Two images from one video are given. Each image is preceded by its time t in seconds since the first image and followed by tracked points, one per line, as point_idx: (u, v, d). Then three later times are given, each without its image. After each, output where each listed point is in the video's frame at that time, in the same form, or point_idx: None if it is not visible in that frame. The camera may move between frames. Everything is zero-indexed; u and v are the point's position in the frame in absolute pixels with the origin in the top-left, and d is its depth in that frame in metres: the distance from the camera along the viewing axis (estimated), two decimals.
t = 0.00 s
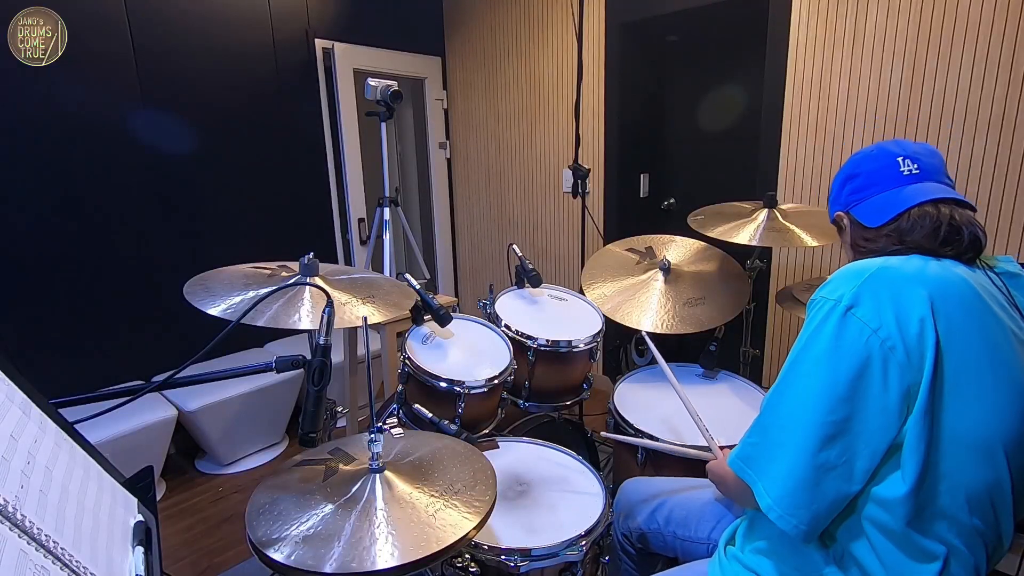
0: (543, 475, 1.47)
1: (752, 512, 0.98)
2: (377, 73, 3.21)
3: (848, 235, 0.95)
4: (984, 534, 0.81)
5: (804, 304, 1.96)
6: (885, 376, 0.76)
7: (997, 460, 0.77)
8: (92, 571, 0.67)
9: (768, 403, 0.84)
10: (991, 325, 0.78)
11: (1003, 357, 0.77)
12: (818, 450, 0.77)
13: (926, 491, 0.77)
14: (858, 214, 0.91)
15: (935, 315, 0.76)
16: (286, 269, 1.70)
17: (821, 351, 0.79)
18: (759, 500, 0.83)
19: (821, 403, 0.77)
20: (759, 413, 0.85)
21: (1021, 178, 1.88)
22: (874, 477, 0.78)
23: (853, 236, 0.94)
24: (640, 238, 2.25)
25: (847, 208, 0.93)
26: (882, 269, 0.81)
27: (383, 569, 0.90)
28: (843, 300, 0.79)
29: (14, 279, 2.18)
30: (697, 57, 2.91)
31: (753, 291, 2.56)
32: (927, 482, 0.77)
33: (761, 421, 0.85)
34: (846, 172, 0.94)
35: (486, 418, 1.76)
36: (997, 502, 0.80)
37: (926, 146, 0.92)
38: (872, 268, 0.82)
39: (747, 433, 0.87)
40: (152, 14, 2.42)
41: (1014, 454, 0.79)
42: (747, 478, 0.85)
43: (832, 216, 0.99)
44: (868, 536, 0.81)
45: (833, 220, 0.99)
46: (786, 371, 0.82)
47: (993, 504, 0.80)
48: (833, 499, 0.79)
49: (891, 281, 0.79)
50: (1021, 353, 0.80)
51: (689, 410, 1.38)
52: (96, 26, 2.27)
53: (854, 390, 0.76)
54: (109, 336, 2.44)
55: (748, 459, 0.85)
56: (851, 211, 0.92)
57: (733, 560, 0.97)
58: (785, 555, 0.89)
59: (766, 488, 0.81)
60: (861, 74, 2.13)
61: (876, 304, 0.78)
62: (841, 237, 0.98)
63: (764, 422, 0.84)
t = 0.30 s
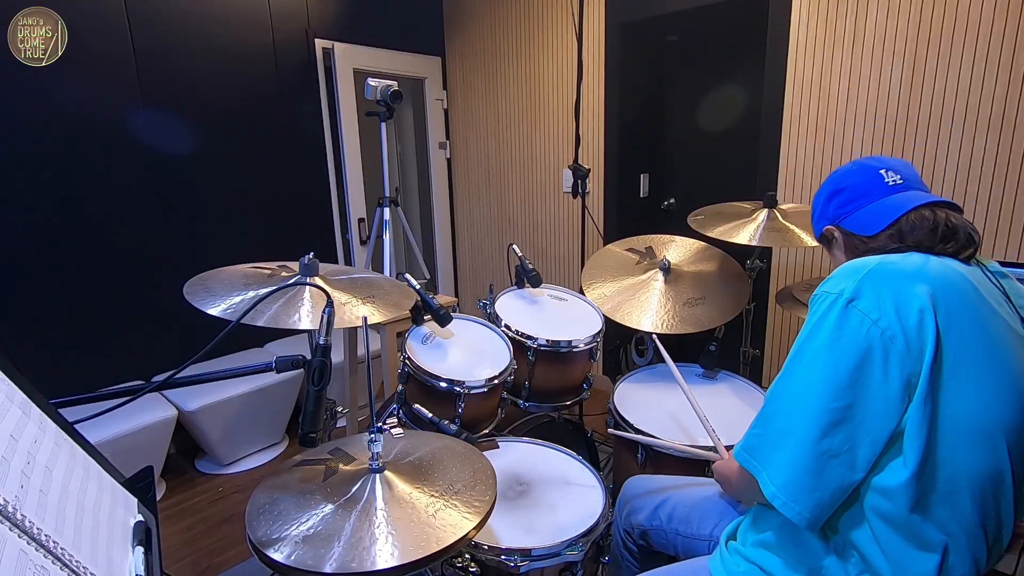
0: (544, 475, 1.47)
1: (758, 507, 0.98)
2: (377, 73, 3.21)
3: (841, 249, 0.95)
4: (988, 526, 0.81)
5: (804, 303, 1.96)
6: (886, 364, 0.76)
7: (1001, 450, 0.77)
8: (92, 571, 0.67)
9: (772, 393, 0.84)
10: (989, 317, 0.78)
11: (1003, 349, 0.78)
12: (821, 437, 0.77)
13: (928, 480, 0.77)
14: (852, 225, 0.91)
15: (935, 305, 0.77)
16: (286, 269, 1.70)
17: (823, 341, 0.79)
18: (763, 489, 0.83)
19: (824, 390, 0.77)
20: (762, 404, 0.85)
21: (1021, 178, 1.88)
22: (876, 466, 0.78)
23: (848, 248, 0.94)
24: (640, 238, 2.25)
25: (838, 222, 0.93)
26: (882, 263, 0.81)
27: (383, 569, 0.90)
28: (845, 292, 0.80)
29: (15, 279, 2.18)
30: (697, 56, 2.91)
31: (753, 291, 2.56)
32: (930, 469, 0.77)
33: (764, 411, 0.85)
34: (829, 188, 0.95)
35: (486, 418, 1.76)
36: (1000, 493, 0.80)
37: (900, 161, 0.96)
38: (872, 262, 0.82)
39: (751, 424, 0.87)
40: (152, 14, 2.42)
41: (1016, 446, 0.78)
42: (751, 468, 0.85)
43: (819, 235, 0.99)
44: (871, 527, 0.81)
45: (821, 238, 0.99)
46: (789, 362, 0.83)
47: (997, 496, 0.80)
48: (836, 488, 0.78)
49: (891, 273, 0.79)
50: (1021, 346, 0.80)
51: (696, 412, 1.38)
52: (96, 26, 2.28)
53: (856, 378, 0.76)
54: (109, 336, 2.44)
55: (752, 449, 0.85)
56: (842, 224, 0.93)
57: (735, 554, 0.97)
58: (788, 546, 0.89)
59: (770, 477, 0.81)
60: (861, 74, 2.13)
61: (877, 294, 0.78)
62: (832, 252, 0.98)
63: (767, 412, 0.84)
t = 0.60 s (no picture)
0: (544, 475, 1.47)
1: (759, 503, 0.98)
2: (377, 73, 3.21)
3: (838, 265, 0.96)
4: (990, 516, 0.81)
5: (804, 303, 1.96)
6: (893, 349, 0.76)
7: (1007, 438, 0.77)
8: (92, 571, 0.67)
9: (779, 381, 0.84)
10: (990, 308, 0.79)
11: (1005, 340, 0.78)
12: (829, 420, 0.77)
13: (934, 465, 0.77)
14: (848, 240, 0.92)
15: (940, 294, 0.77)
16: (286, 269, 1.70)
17: (830, 328, 0.79)
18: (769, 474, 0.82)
19: (832, 373, 0.77)
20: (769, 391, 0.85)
21: (1021, 178, 1.88)
22: (882, 450, 0.78)
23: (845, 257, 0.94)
24: (640, 238, 2.25)
25: (831, 241, 0.94)
26: (886, 259, 0.82)
27: (383, 569, 0.90)
28: (853, 281, 0.80)
29: (15, 279, 2.18)
30: (697, 57, 2.91)
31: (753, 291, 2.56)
32: (936, 455, 0.77)
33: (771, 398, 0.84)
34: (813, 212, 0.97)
35: (485, 418, 1.76)
36: (1002, 483, 0.80)
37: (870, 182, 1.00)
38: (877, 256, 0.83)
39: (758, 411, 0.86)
40: (152, 14, 2.42)
41: (1017, 436, 0.79)
42: (756, 454, 0.84)
43: (809, 258, 1.00)
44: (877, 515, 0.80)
45: (813, 261, 0.99)
46: (797, 349, 0.83)
47: (999, 485, 0.79)
48: (842, 471, 0.78)
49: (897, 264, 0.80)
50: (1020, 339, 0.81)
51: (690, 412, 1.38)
52: (96, 26, 2.27)
53: (864, 362, 0.76)
54: (109, 336, 2.44)
55: (758, 436, 0.84)
56: (836, 242, 0.94)
57: (738, 547, 0.98)
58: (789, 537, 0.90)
59: (776, 460, 0.81)
60: (861, 74, 2.13)
61: (884, 282, 0.79)
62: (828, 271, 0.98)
63: (773, 398, 0.83)
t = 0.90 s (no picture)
0: (543, 475, 1.47)
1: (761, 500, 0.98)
2: (377, 73, 3.21)
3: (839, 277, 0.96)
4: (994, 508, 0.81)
5: (804, 303, 1.96)
6: (903, 338, 0.76)
7: (1013, 430, 0.77)
8: (92, 571, 0.67)
9: (790, 372, 0.84)
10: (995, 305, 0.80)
11: (1009, 335, 0.79)
12: (842, 407, 0.77)
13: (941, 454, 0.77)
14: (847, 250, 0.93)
15: (949, 288, 0.78)
16: (286, 269, 1.70)
17: (842, 319, 0.79)
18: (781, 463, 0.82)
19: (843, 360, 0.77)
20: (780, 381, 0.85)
21: (1021, 178, 1.88)
22: (890, 437, 0.78)
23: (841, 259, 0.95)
24: (640, 238, 2.25)
25: (829, 254, 0.95)
26: (894, 258, 0.82)
27: (383, 569, 0.90)
28: (863, 273, 0.81)
29: (15, 279, 2.18)
30: (697, 57, 2.91)
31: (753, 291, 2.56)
32: (944, 443, 0.77)
33: (782, 388, 0.84)
34: (806, 228, 0.98)
35: (486, 418, 1.76)
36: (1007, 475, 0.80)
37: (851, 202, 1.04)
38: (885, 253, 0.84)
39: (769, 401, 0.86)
40: (152, 14, 2.42)
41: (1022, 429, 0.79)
42: (767, 443, 0.84)
43: (805, 274, 1.00)
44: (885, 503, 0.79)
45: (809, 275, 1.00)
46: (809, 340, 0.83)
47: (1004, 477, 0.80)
48: (850, 457, 0.78)
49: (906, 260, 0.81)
50: None
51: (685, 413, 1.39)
52: (96, 26, 2.27)
53: (876, 351, 0.76)
54: (109, 335, 2.44)
55: (770, 425, 0.84)
56: (834, 254, 0.94)
57: (740, 540, 0.97)
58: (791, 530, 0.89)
59: (789, 447, 0.80)
60: (862, 74, 2.13)
61: (893, 274, 0.79)
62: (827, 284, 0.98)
63: (786, 387, 0.83)
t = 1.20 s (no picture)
0: (543, 475, 1.47)
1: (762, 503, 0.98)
2: (377, 73, 3.21)
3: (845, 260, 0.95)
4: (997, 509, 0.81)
5: (804, 303, 1.95)
6: (909, 343, 0.76)
7: (1015, 432, 0.77)
8: (92, 571, 0.67)
9: (796, 377, 0.84)
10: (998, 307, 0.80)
11: (1011, 337, 0.79)
12: (849, 415, 0.77)
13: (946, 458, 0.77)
14: (861, 233, 0.92)
15: (954, 291, 0.78)
16: (286, 269, 1.70)
17: (848, 323, 0.79)
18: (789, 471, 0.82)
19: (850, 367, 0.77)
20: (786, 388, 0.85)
21: (1021, 178, 1.88)
22: (897, 442, 0.78)
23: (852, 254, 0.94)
24: (640, 238, 2.25)
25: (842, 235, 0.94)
26: (899, 258, 0.82)
27: (383, 569, 0.91)
28: (867, 277, 0.80)
29: (14, 279, 2.18)
30: (697, 56, 2.91)
31: (753, 291, 2.56)
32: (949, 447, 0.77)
33: (788, 393, 0.84)
34: (819, 207, 0.97)
35: (486, 418, 1.76)
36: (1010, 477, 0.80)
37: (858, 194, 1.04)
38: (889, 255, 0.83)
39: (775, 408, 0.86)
40: (152, 14, 2.42)
41: None
42: (774, 450, 0.84)
43: (808, 255, 0.98)
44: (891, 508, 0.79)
45: (811, 256, 0.98)
46: (814, 346, 0.83)
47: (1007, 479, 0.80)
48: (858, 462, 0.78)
49: (909, 262, 0.81)
50: None
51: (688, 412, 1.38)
52: (96, 26, 2.27)
53: (882, 357, 0.76)
54: (109, 335, 2.44)
55: (777, 433, 0.83)
56: (845, 235, 0.94)
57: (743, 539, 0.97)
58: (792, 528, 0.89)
59: (798, 455, 0.80)
60: (861, 74, 2.13)
61: (898, 278, 0.79)
62: (829, 267, 0.97)
63: (793, 394, 0.83)
